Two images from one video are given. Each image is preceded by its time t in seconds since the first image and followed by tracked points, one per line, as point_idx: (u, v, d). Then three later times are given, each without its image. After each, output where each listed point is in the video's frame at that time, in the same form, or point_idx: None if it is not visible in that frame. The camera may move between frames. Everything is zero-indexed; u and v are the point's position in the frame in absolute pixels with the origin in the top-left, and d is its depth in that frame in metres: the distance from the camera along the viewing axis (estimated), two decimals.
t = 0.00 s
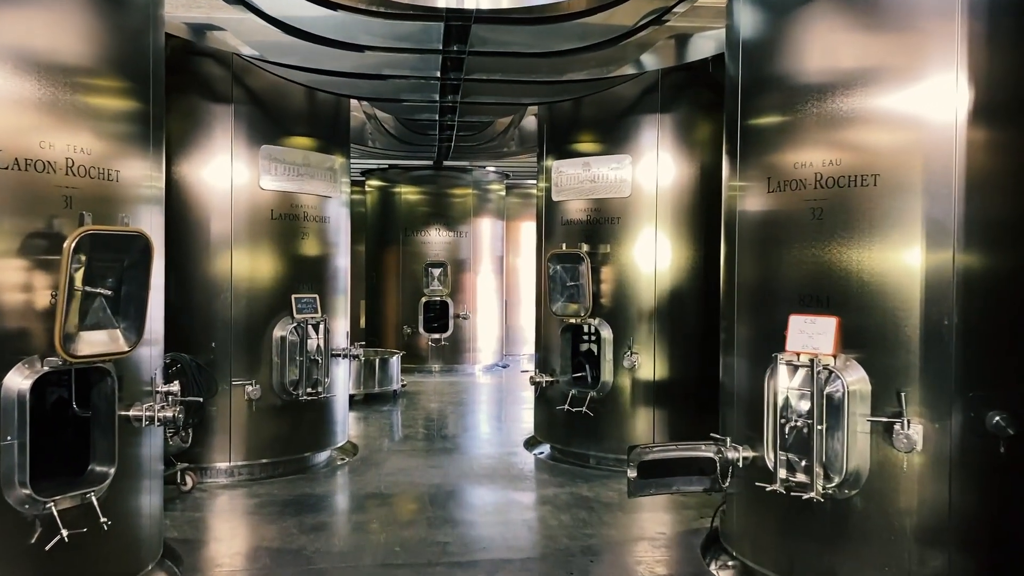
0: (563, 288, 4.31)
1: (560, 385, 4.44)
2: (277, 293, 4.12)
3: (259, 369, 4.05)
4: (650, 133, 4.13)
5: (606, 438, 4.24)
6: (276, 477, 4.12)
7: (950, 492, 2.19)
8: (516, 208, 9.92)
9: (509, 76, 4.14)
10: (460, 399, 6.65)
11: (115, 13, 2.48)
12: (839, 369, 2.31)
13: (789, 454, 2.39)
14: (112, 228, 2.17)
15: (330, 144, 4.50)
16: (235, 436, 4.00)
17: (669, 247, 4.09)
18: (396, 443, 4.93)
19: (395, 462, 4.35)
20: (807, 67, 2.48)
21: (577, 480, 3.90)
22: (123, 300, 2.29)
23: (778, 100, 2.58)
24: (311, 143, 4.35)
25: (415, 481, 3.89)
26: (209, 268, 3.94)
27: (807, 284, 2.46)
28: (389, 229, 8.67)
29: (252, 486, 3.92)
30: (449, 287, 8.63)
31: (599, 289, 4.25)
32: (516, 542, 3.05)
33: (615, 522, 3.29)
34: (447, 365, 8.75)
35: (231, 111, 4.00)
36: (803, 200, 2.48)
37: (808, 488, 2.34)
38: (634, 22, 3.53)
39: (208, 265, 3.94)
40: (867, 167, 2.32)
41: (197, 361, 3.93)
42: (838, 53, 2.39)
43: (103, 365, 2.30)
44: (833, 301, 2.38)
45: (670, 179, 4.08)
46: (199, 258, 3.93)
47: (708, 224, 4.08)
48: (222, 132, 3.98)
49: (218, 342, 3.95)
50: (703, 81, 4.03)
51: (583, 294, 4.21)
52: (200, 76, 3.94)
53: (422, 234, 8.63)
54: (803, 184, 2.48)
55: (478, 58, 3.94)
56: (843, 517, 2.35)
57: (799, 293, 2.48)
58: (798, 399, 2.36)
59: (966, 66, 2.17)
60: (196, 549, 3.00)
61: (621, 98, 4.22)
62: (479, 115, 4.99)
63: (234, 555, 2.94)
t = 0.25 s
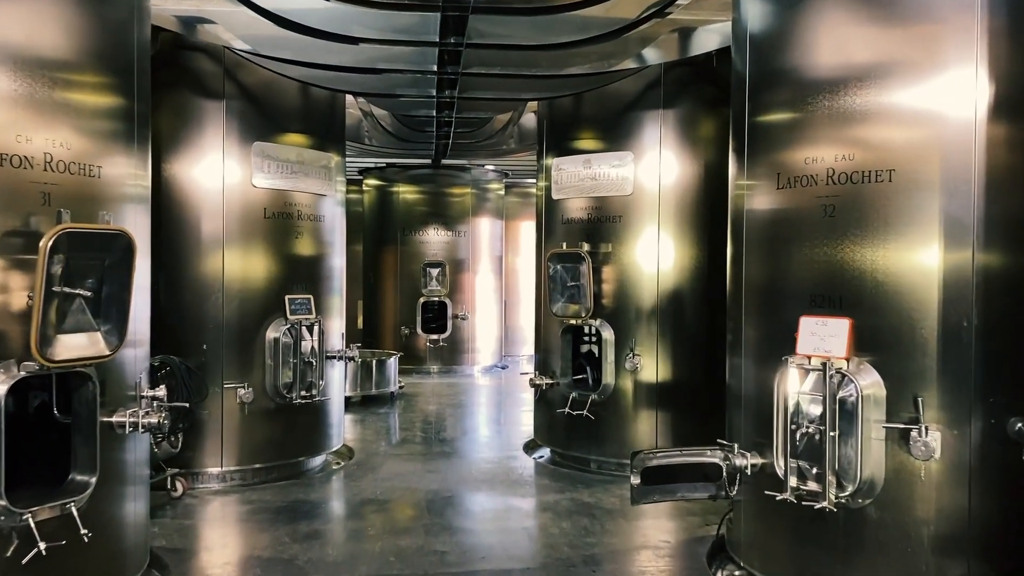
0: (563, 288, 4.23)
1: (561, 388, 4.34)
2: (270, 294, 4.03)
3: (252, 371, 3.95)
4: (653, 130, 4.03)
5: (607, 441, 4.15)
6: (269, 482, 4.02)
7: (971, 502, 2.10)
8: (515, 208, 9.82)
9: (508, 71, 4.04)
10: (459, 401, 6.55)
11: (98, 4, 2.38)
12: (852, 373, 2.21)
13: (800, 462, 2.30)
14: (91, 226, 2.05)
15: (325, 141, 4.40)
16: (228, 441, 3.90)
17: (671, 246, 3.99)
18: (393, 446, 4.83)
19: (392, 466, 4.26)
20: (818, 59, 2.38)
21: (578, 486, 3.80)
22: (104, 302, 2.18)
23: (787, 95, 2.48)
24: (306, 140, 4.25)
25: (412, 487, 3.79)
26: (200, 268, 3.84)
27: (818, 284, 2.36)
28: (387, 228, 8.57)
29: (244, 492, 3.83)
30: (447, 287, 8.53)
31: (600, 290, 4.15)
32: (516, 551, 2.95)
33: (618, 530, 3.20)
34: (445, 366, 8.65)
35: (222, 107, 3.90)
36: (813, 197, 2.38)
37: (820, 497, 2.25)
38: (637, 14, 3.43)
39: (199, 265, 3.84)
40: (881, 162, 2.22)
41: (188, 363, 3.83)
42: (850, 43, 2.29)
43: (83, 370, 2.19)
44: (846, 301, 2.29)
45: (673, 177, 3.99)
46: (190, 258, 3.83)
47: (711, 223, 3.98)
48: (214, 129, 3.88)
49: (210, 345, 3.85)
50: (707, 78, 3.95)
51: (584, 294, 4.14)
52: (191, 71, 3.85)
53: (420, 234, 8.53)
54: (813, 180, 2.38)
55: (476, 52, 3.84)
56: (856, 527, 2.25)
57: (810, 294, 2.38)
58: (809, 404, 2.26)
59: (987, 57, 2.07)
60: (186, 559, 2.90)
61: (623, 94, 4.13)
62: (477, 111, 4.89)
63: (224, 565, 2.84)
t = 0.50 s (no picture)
0: (564, 290, 4.10)
1: (562, 392, 4.24)
2: (264, 295, 3.93)
3: (245, 375, 3.85)
4: (656, 128, 3.93)
5: (609, 447, 4.05)
6: (263, 489, 3.93)
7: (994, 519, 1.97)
8: (515, 208, 9.72)
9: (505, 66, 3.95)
10: (458, 404, 6.45)
11: None
12: (867, 379, 2.11)
13: (812, 472, 2.20)
14: (69, 227, 1.94)
15: (320, 139, 4.30)
16: (220, 447, 3.80)
17: (675, 247, 3.89)
18: (390, 451, 4.74)
19: (388, 472, 4.16)
20: (831, 51, 2.28)
21: (579, 493, 3.70)
22: (83, 306, 2.07)
23: (800, 89, 2.38)
24: (301, 138, 4.15)
25: (408, 494, 3.70)
26: (192, 269, 3.74)
27: (831, 286, 2.26)
28: (385, 229, 8.47)
29: (237, 499, 3.73)
30: (446, 288, 8.43)
31: (602, 291, 4.05)
32: (515, 563, 2.85)
33: (622, 540, 3.10)
34: (445, 368, 8.55)
35: (215, 104, 3.80)
36: (826, 196, 2.28)
37: (833, 510, 2.14)
38: (639, 8, 3.33)
39: (191, 266, 3.74)
40: (898, 159, 2.12)
41: (179, 367, 3.73)
42: (865, 34, 2.19)
43: (62, 376, 2.09)
44: (860, 304, 2.19)
45: (676, 177, 3.89)
46: (181, 258, 3.73)
47: (716, 223, 3.88)
48: (206, 126, 3.78)
49: (201, 348, 3.75)
50: (711, 74, 3.87)
51: (585, 296, 4.02)
52: (183, 67, 3.75)
53: (419, 234, 8.44)
54: (827, 177, 2.29)
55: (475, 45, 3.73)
56: (872, 540, 2.15)
57: (823, 296, 2.28)
58: (822, 411, 2.16)
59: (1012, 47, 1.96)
60: (174, 571, 2.80)
61: (625, 91, 4.03)
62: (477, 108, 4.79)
63: None
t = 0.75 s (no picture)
0: (571, 291, 3.98)
1: (568, 395, 4.14)
2: (264, 295, 3.83)
3: (244, 378, 3.75)
4: (666, 124, 3.84)
5: (618, 451, 3.95)
6: (262, 495, 3.83)
7: None
8: (521, 208, 9.62)
9: (511, 60, 3.85)
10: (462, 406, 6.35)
11: None
12: (891, 383, 2.01)
13: (834, 481, 2.09)
14: (52, 223, 1.84)
15: (322, 137, 4.21)
16: (218, 451, 3.70)
17: (685, 246, 3.79)
18: (393, 455, 4.64)
19: (391, 477, 4.06)
20: (852, 40, 2.18)
21: (587, 499, 3.60)
22: (68, 306, 1.97)
23: (819, 82, 2.28)
24: (301, 134, 4.06)
25: (411, 500, 3.60)
26: (190, 269, 3.65)
27: (853, 287, 2.16)
28: (389, 229, 8.38)
29: (235, 504, 3.63)
30: (451, 289, 8.34)
31: (610, 292, 3.96)
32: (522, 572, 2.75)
33: (632, 548, 3.00)
34: (449, 369, 8.45)
35: (213, 99, 3.71)
36: (848, 190, 2.18)
37: (855, 521, 2.04)
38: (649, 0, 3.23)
39: (189, 266, 3.65)
40: (923, 152, 2.01)
41: (177, 369, 3.64)
42: (888, 22, 2.08)
43: (48, 380, 1.99)
44: (885, 305, 2.08)
45: (687, 176, 3.79)
46: (178, 258, 3.64)
47: (727, 222, 3.79)
48: (204, 123, 3.69)
49: (199, 349, 3.66)
50: (724, 69, 3.77)
51: (592, 296, 3.90)
52: (181, 62, 3.67)
53: (423, 234, 8.34)
54: (849, 172, 2.18)
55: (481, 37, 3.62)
56: (898, 553, 2.05)
57: (844, 297, 2.18)
58: (844, 417, 2.05)
59: None
60: None
61: (633, 86, 3.94)
62: (482, 103, 4.70)
63: None
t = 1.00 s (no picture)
0: (583, 290, 3.90)
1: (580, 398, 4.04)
2: (269, 295, 3.74)
3: (247, 380, 3.66)
4: (680, 120, 3.74)
5: (631, 455, 3.84)
6: (266, 499, 3.74)
7: None
8: (529, 208, 9.52)
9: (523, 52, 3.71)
10: (471, 408, 6.25)
11: None
12: (927, 387, 1.90)
13: (863, 490, 1.99)
14: (44, 219, 1.75)
15: (328, 133, 4.12)
16: (221, 455, 3.61)
17: (700, 244, 3.69)
18: (401, 458, 4.55)
19: (398, 481, 3.96)
20: (883, 27, 2.07)
21: (600, 505, 3.50)
22: (61, 306, 1.88)
23: (847, 73, 2.18)
24: (307, 130, 3.97)
25: (419, 506, 3.50)
26: (192, 268, 3.56)
27: (885, 286, 2.05)
28: (396, 228, 8.30)
29: (239, 510, 3.54)
30: (459, 289, 8.23)
31: (623, 292, 3.86)
32: None
33: (648, 558, 2.89)
34: (457, 370, 8.36)
35: (215, 94, 3.62)
36: (879, 185, 2.07)
37: (888, 533, 1.93)
38: None
39: (191, 265, 3.56)
40: (959, 144, 1.89)
41: (179, 371, 3.55)
42: (921, 7, 1.97)
43: (39, 383, 1.90)
44: (919, 306, 1.97)
45: (702, 173, 3.69)
46: (181, 257, 3.55)
47: (745, 219, 3.67)
48: (207, 118, 3.60)
49: (202, 351, 3.57)
50: (741, 63, 3.67)
51: (604, 296, 3.81)
52: (184, 57, 3.58)
53: (431, 233, 8.25)
54: (880, 166, 2.07)
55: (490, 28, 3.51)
56: (933, 568, 1.94)
57: (875, 297, 2.07)
58: (875, 422, 1.95)
59: None
60: None
61: (647, 81, 3.83)
62: (491, 99, 4.60)
63: None
